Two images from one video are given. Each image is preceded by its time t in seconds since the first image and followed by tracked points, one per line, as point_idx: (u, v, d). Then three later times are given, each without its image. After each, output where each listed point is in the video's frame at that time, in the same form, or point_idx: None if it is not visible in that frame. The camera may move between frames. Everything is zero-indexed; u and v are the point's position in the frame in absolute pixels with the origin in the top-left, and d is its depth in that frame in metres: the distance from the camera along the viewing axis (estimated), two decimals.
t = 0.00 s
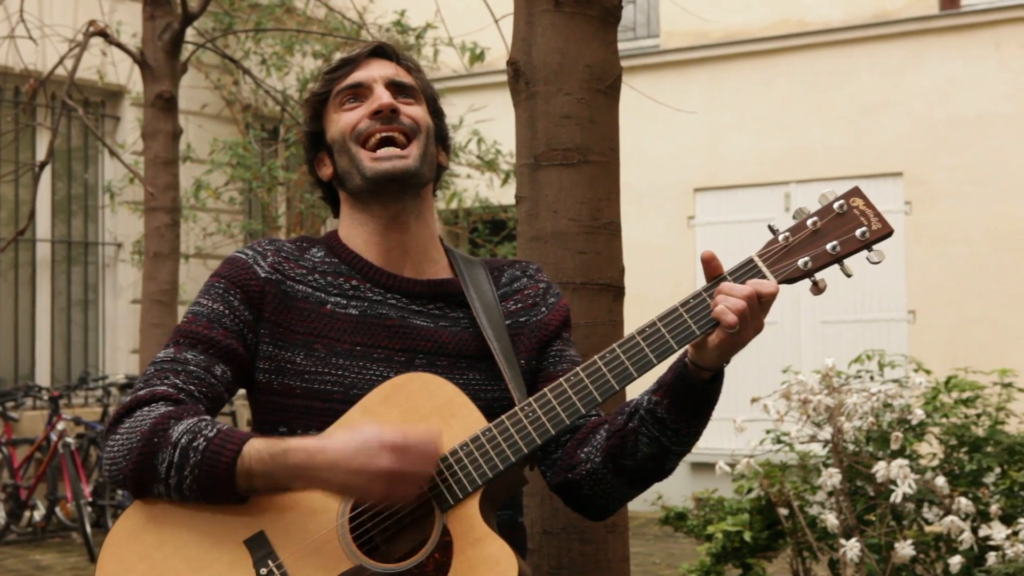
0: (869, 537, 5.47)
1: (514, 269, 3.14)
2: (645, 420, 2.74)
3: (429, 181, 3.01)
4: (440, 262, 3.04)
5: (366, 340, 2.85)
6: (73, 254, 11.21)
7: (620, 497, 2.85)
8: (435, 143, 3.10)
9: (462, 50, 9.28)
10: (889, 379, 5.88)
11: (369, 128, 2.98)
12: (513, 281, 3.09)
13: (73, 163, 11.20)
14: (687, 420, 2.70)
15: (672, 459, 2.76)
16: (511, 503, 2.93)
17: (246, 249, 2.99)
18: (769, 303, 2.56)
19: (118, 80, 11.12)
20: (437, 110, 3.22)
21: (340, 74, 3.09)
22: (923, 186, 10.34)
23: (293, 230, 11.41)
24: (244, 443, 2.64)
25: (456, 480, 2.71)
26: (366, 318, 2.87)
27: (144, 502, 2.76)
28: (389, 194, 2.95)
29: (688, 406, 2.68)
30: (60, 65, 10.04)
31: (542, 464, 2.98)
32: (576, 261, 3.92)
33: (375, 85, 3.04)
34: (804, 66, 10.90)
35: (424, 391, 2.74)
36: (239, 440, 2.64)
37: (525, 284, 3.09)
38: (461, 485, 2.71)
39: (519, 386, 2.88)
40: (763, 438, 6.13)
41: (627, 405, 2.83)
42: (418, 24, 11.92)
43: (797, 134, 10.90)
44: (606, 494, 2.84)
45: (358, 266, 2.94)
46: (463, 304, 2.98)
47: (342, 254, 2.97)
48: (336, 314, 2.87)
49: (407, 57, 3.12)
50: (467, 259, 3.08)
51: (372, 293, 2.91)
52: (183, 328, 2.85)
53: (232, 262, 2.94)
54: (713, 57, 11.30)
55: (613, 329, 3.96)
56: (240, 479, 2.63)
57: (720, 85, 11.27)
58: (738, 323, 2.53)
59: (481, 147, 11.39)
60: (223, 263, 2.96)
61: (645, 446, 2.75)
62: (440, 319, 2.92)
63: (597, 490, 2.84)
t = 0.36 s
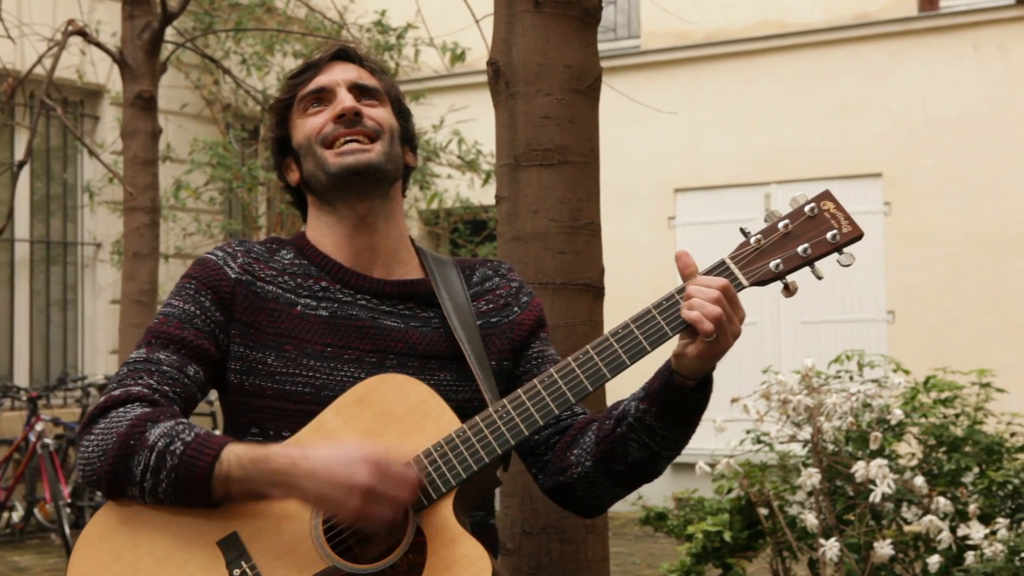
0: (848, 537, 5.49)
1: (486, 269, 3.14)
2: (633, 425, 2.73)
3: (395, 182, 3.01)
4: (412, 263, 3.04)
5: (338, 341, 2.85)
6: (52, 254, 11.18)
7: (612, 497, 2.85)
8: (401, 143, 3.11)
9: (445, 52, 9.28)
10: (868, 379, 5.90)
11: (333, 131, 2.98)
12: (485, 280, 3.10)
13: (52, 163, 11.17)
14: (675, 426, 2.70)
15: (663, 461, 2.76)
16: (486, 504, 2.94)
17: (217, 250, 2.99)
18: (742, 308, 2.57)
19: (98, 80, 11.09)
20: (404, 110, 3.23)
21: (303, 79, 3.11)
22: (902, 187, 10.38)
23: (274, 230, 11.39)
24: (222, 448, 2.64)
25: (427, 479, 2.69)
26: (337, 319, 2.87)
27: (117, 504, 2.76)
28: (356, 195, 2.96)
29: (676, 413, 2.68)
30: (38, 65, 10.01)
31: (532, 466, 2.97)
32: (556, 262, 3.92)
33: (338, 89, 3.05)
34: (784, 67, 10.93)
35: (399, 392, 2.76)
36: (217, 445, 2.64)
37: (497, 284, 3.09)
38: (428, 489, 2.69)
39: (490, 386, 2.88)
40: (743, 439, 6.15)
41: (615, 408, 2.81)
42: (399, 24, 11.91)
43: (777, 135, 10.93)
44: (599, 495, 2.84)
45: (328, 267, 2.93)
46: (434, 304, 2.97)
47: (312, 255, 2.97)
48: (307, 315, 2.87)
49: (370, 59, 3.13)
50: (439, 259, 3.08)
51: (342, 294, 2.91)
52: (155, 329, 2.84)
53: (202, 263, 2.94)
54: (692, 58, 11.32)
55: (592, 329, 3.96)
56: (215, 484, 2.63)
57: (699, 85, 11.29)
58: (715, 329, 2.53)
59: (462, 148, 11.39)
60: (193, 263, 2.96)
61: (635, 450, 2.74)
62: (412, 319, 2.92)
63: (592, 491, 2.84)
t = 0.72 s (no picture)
0: (829, 537, 5.50)
1: (464, 271, 3.15)
2: (593, 426, 2.75)
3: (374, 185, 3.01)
4: (390, 265, 3.03)
5: (318, 342, 2.85)
6: (32, 254, 11.15)
7: (561, 499, 2.86)
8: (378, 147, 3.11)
9: (427, 51, 9.28)
10: (848, 379, 5.91)
11: (312, 137, 2.97)
12: (462, 282, 3.10)
13: (32, 162, 11.14)
14: (638, 431, 2.71)
15: (616, 468, 2.77)
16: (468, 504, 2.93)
17: (196, 251, 2.98)
18: (719, 316, 2.58)
19: (78, 79, 11.07)
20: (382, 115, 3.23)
21: (279, 85, 3.10)
22: (883, 188, 10.41)
23: (255, 230, 11.37)
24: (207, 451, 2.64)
25: (413, 479, 2.68)
26: (317, 320, 2.87)
27: (101, 505, 2.75)
28: (336, 199, 2.95)
29: (642, 417, 2.69)
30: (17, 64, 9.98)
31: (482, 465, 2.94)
32: (537, 262, 3.92)
33: (315, 93, 3.05)
34: (766, 68, 10.96)
35: (386, 391, 2.76)
36: (202, 446, 2.65)
37: (475, 285, 3.10)
38: (413, 488, 2.67)
39: (473, 387, 2.88)
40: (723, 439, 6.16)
41: (576, 410, 2.84)
42: (381, 24, 11.90)
43: (759, 136, 10.96)
44: (545, 496, 2.84)
45: (308, 269, 2.93)
46: (411, 305, 2.97)
47: (291, 258, 2.96)
48: (287, 316, 2.87)
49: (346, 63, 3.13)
50: (417, 261, 3.09)
51: (322, 296, 2.91)
52: (136, 329, 2.83)
53: (183, 263, 2.93)
54: (674, 59, 11.34)
55: (573, 329, 3.96)
56: (201, 485, 2.62)
57: (681, 86, 11.31)
58: (689, 332, 2.54)
59: (444, 148, 11.39)
60: (172, 264, 2.95)
61: (591, 451, 2.76)
62: (392, 320, 2.92)
63: (538, 492, 2.84)
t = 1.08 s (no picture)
0: (807, 537, 5.52)
1: (446, 273, 3.16)
2: (579, 426, 2.75)
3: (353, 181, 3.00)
4: (373, 267, 3.05)
5: (301, 343, 2.84)
6: (10, 254, 11.10)
7: (547, 501, 2.85)
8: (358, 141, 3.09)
9: (407, 51, 9.27)
10: (827, 380, 5.93)
11: (284, 135, 2.97)
12: (445, 284, 3.11)
13: (10, 162, 11.09)
14: (621, 430, 2.71)
15: (602, 468, 2.77)
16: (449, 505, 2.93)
17: (178, 250, 2.96)
18: (700, 315, 2.57)
19: (56, 79, 11.03)
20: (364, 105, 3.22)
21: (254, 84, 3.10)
22: (862, 190, 10.45)
23: (234, 231, 11.34)
24: (187, 449, 2.62)
25: (395, 478, 2.68)
26: (300, 321, 2.86)
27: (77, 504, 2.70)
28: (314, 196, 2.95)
29: (624, 416, 2.69)
30: None
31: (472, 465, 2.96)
32: (516, 263, 3.92)
33: (286, 90, 3.04)
34: (745, 70, 10.99)
35: (367, 390, 2.76)
36: (179, 446, 2.62)
37: (458, 287, 3.11)
38: (394, 487, 2.68)
39: (456, 388, 2.90)
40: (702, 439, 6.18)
41: (562, 410, 2.84)
42: (361, 24, 11.89)
43: (740, 138, 10.98)
44: (533, 497, 2.85)
45: (290, 269, 2.93)
46: (395, 307, 2.98)
47: (275, 258, 2.96)
48: (269, 317, 2.86)
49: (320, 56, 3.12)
50: (400, 262, 3.10)
51: (305, 297, 2.91)
52: (117, 327, 2.80)
53: (165, 261, 2.90)
54: (654, 60, 11.36)
55: (551, 330, 3.97)
56: (178, 482, 2.60)
57: (661, 88, 11.33)
58: (669, 331, 2.54)
59: (424, 149, 11.38)
60: (154, 262, 2.93)
61: (576, 451, 2.76)
62: (374, 322, 2.93)
63: (526, 492, 2.85)
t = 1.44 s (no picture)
0: (786, 537, 5.53)
1: (430, 273, 3.16)
2: (558, 424, 2.75)
3: (326, 186, 2.98)
4: (356, 268, 3.05)
5: (282, 344, 2.84)
6: None
7: (530, 500, 2.86)
8: (337, 141, 3.06)
9: (387, 50, 9.24)
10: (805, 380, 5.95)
11: (250, 148, 2.95)
12: (429, 284, 3.11)
13: None
14: (600, 428, 2.71)
15: (582, 467, 2.78)
16: (429, 507, 2.92)
17: (160, 250, 2.95)
18: (677, 310, 2.57)
19: (34, 78, 10.99)
20: (350, 93, 3.15)
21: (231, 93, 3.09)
22: (840, 190, 10.50)
23: (212, 231, 11.30)
24: (160, 454, 2.61)
25: (370, 479, 2.67)
26: (282, 322, 2.86)
27: (57, 509, 2.72)
28: (286, 204, 2.94)
29: (603, 414, 2.69)
30: None
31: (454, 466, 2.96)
32: (494, 263, 3.91)
33: (256, 99, 3.01)
34: (724, 71, 11.02)
35: (341, 391, 2.75)
36: (153, 454, 2.61)
37: (441, 288, 3.11)
38: (370, 487, 2.66)
39: (436, 388, 2.88)
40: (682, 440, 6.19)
41: (542, 409, 2.84)
42: (340, 24, 11.88)
43: (718, 138, 11.00)
44: (516, 497, 2.85)
45: (272, 269, 2.92)
46: (378, 307, 2.98)
47: (257, 257, 2.95)
48: (251, 318, 2.85)
49: (294, 57, 3.07)
50: (384, 263, 3.10)
51: (288, 297, 2.90)
52: (97, 328, 2.79)
53: (146, 262, 2.90)
54: (634, 60, 11.38)
55: (530, 330, 3.97)
56: (151, 492, 2.59)
57: (640, 88, 11.35)
58: (645, 328, 2.53)
59: (404, 149, 11.37)
60: (136, 262, 2.92)
61: (557, 451, 2.76)
62: (356, 322, 2.92)
63: (509, 493, 2.85)
